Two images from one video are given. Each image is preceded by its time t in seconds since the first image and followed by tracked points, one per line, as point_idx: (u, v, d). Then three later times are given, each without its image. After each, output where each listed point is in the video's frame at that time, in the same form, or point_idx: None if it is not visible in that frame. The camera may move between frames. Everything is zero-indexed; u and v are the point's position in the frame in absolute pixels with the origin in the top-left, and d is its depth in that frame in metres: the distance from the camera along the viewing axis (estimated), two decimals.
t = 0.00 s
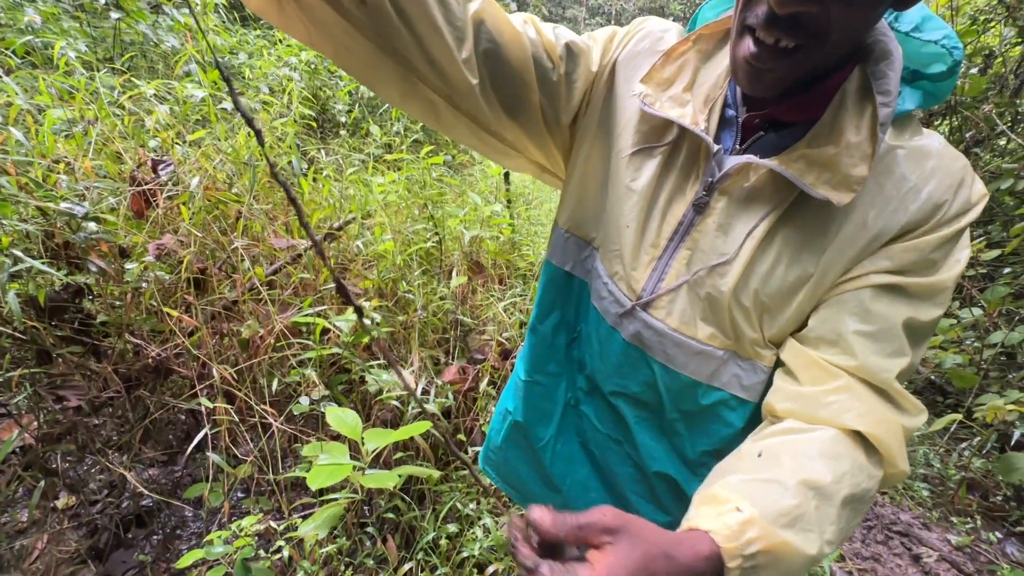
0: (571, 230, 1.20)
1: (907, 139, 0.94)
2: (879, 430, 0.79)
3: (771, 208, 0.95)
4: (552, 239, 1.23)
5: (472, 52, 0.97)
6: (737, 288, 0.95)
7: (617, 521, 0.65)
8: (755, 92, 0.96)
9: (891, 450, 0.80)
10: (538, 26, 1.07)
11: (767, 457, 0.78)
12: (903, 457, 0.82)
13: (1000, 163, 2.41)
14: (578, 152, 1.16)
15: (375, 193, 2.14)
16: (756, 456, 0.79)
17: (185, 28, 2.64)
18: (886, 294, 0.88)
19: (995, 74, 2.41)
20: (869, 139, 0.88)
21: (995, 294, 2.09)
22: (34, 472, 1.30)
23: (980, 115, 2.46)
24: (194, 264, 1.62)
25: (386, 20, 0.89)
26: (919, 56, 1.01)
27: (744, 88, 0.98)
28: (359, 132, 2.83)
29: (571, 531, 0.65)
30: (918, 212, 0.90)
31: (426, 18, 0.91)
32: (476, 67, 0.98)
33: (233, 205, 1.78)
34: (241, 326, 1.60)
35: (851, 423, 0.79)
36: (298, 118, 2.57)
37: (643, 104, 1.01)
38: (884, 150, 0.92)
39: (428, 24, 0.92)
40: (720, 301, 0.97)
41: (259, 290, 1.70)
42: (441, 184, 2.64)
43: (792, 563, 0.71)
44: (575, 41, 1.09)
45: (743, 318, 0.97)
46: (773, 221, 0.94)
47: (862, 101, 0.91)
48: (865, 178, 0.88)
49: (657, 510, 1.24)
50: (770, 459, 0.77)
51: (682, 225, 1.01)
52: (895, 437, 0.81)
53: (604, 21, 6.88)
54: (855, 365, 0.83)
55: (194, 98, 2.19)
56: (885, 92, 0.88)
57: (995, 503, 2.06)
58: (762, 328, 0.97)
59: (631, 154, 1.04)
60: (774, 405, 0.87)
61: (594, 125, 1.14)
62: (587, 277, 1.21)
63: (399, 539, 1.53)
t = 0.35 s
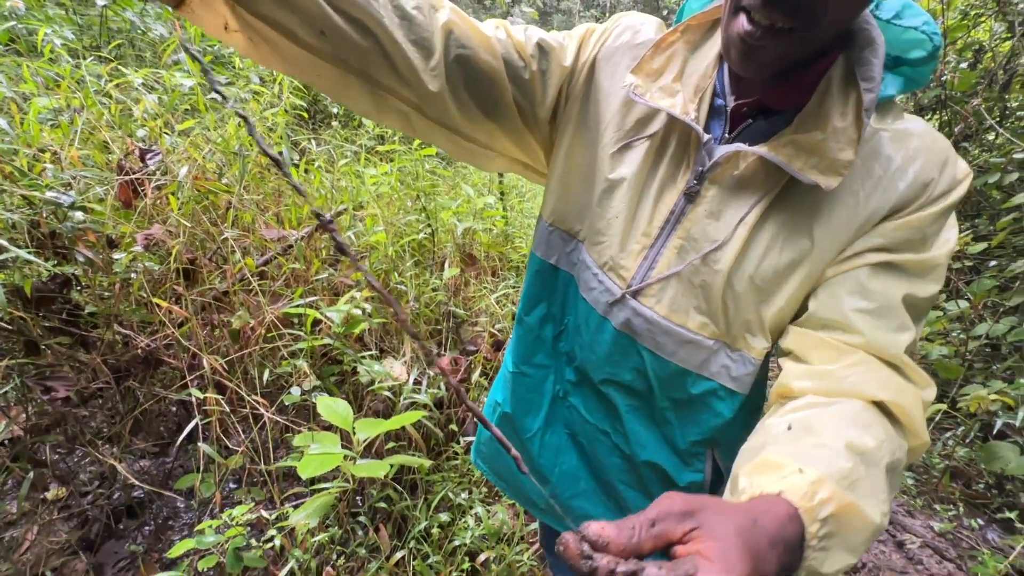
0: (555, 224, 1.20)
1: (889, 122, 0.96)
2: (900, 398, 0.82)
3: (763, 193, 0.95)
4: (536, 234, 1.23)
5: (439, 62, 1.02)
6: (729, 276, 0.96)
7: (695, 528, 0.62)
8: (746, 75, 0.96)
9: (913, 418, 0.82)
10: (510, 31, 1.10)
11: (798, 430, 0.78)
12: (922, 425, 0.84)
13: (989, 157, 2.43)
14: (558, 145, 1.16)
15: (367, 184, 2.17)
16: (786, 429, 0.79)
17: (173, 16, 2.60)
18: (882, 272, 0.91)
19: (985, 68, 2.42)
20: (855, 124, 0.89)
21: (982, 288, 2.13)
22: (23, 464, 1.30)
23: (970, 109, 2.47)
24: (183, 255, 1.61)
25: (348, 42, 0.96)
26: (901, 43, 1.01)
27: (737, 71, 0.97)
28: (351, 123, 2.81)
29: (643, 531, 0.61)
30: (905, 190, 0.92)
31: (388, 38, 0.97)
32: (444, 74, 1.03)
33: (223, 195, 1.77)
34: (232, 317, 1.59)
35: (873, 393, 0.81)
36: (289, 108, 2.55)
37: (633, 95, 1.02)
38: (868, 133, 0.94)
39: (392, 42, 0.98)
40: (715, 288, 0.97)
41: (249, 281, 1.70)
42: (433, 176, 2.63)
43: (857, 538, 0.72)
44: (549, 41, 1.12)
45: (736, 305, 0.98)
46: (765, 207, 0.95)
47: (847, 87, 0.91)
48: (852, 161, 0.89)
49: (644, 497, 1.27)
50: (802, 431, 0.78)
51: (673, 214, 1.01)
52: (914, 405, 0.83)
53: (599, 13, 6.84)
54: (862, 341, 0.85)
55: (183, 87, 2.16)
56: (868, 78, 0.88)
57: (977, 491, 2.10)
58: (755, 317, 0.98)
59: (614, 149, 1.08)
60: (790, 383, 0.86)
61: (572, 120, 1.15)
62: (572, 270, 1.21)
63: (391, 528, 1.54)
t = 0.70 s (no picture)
0: (548, 205, 1.20)
1: (865, 90, 0.98)
2: (900, 339, 0.78)
3: (748, 163, 0.97)
4: (530, 216, 1.24)
5: (430, 56, 1.05)
6: (718, 246, 0.97)
7: (723, 436, 0.59)
8: (730, 44, 0.97)
9: (914, 360, 0.79)
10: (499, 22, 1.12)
11: (801, 369, 0.74)
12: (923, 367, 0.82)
13: (980, 146, 2.45)
14: (549, 129, 1.17)
15: (361, 173, 2.16)
16: (789, 372, 0.74)
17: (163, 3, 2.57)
18: (869, 228, 0.90)
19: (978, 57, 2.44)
20: (833, 92, 0.90)
21: (971, 276, 2.16)
22: (18, 449, 1.32)
23: (962, 98, 2.49)
24: (176, 242, 1.60)
25: (343, 44, 1.01)
26: (877, 16, 1.01)
27: (722, 42, 0.99)
28: (345, 113, 2.80)
29: (670, 444, 0.60)
30: (886, 149, 0.92)
31: (380, 38, 1.01)
32: (434, 66, 1.06)
33: (216, 183, 1.76)
34: (227, 304, 1.60)
35: (871, 334, 0.78)
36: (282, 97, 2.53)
37: (622, 74, 1.04)
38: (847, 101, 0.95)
39: (384, 41, 1.01)
40: (704, 259, 0.99)
41: (244, 269, 1.70)
42: (427, 166, 2.61)
43: (878, 465, 0.70)
44: (537, 29, 1.13)
45: (726, 275, 0.99)
46: (750, 176, 0.96)
47: (824, 58, 0.92)
48: (831, 127, 0.90)
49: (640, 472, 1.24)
50: (806, 369, 0.74)
51: (663, 188, 1.03)
52: (914, 346, 0.80)
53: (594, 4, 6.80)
54: (856, 290, 0.83)
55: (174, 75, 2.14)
56: (844, 47, 0.88)
57: (964, 474, 2.14)
58: (744, 288, 0.99)
59: (604, 129, 1.09)
60: (787, 334, 0.81)
61: (562, 104, 1.16)
62: (566, 250, 1.21)
63: (387, 512, 1.56)
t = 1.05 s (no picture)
0: (541, 198, 1.21)
1: (842, 73, 0.98)
2: (893, 300, 0.77)
3: (733, 147, 0.98)
4: (523, 209, 1.25)
5: (424, 59, 1.05)
6: (707, 229, 0.98)
7: (744, 342, 0.63)
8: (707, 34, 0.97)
9: (908, 321, 0.78)
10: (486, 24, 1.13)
11: (796, 325, 0.75)
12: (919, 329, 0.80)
13: (969, 139, 2.47)
14: (540, 129, 1.19)
15: (353, 170, 2.15)
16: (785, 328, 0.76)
17: None
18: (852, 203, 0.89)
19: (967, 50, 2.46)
20: (811, 75, 0.90)
21: (960, 267, 2.19)
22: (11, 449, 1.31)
23: (951, 91, 2.51)
24: (168, 239, 1.60)
25: (341, 50, 1.01)
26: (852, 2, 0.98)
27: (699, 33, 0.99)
28: (337, 110, 2.78)
29: (696, 350, 0.63)
30: (865, 126, 0.93)
31: (375, 43, 1.01)
32: (428, 68, 1.06)
33: (207, 180, 1.75)
34: (219, 302, 1.60)
35: (865, 296, 0.76)
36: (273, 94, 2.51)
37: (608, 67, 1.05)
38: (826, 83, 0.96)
39: (379, 45, 1.02)
40: (695, 243, 0.99)
41: (236, 266, 1.70)
42: (420, 162, 2.61)
43: (887, 401, 0.71)
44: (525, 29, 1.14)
45: (716, 257, 1.00)
46: (735, 161, 0.97)
47: (802, 43, 0.92)
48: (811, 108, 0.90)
49: (640, 463, 1.20)
50: (801, 324, 0.75)
51: (652, 175, 1.03)
52: (907, 308, 0.79)
53: None
54: (845, 259, 0.82)
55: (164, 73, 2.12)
56: (819, 32, 0.90)
57: (953, 462, 2.17)
58: (735, 269, 0.99)
59: (593, 122, 1.10)
60: (781, 303, 0.81)
61: (552, 101, 1.17)
62: (561, 242, 1.21)
63: (383, 507, 1.56)
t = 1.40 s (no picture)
0: (539, 205, 1.22)
1: (833, 70, 0.98)
2: (899, 285, 0.77)
3: (728, 146, 0.98)
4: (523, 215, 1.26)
5: (422, 80, 1.05)
6: (705, 229, 0.99)
7: (784, 299, 0.67)
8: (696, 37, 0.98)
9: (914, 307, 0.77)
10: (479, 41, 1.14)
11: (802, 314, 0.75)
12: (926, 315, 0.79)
13: (959, 134, 2.49)
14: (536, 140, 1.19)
15: (346, 174, 2.15)
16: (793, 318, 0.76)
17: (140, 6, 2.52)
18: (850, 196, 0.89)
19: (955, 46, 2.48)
20: (801, 74, 0.91)
21: (952, 261, 2.21)
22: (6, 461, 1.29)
23: (939, 86, 2.54)
24: (161, 247, 1.59)
25: (343, 77, 1.02)
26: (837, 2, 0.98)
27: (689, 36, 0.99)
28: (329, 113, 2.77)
29: (740, 308, 0.67)
30: (858, 121, 0.92)
31: (375, 68, 1.02)
32: (425, 87, 1.06)
33: (200, 186, 1.74)
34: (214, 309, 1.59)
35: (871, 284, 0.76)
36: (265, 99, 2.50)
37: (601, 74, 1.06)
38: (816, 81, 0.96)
39: (379, 70, 1.02)
40: (694, 243, 1.00)
41: (231, 273, 1.69)
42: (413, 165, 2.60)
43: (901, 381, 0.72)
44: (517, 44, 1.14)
45: (716, 256, 1.00)
46: (730, 160, 0.98)
47: (791, 43, 0.92)
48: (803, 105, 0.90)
49: (647, 466, 1.19)
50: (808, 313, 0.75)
51: (648, 178, 1.04)
52: (913, 294, 0.78)
53: None
54: (848, 249, 0.82)
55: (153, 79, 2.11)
56: (808, 31, 0.90)
57: (948, 455, 2.19)
58: (735, 268, 0.99)
59: (589, 130, 1.10)
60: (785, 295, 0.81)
61: (547, 112, 1.17)
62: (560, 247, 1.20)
63: (383, 512, 1.56)
